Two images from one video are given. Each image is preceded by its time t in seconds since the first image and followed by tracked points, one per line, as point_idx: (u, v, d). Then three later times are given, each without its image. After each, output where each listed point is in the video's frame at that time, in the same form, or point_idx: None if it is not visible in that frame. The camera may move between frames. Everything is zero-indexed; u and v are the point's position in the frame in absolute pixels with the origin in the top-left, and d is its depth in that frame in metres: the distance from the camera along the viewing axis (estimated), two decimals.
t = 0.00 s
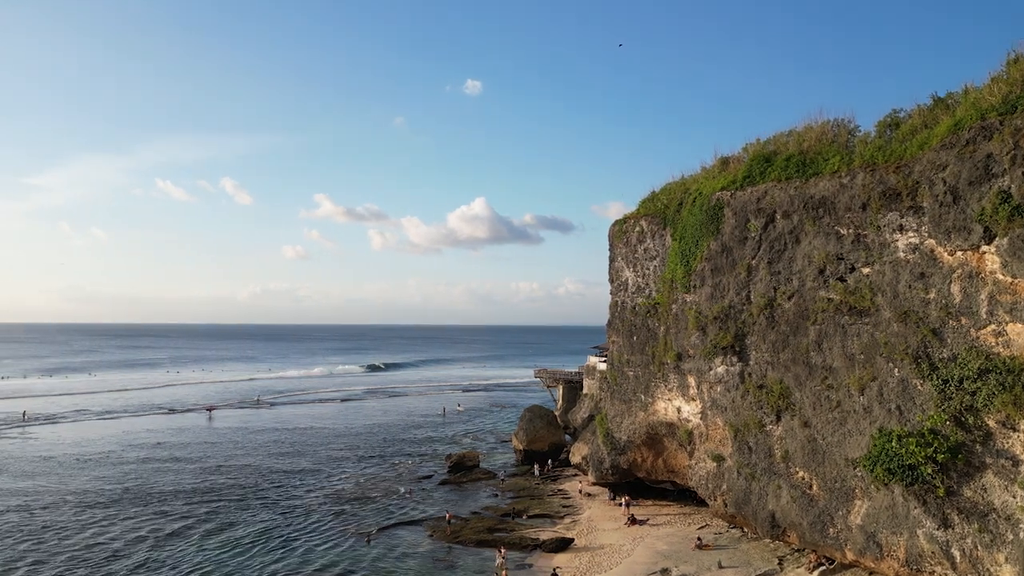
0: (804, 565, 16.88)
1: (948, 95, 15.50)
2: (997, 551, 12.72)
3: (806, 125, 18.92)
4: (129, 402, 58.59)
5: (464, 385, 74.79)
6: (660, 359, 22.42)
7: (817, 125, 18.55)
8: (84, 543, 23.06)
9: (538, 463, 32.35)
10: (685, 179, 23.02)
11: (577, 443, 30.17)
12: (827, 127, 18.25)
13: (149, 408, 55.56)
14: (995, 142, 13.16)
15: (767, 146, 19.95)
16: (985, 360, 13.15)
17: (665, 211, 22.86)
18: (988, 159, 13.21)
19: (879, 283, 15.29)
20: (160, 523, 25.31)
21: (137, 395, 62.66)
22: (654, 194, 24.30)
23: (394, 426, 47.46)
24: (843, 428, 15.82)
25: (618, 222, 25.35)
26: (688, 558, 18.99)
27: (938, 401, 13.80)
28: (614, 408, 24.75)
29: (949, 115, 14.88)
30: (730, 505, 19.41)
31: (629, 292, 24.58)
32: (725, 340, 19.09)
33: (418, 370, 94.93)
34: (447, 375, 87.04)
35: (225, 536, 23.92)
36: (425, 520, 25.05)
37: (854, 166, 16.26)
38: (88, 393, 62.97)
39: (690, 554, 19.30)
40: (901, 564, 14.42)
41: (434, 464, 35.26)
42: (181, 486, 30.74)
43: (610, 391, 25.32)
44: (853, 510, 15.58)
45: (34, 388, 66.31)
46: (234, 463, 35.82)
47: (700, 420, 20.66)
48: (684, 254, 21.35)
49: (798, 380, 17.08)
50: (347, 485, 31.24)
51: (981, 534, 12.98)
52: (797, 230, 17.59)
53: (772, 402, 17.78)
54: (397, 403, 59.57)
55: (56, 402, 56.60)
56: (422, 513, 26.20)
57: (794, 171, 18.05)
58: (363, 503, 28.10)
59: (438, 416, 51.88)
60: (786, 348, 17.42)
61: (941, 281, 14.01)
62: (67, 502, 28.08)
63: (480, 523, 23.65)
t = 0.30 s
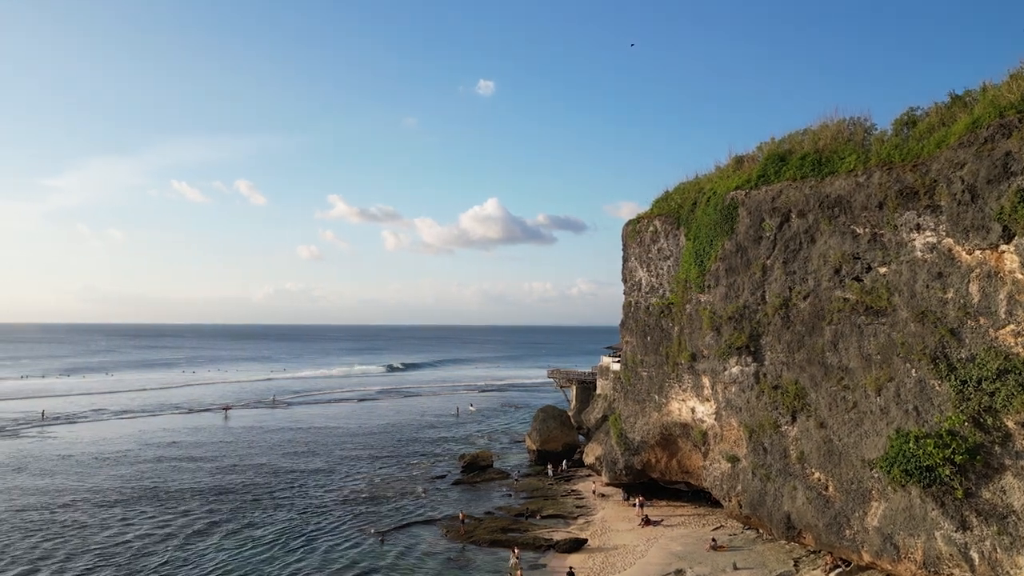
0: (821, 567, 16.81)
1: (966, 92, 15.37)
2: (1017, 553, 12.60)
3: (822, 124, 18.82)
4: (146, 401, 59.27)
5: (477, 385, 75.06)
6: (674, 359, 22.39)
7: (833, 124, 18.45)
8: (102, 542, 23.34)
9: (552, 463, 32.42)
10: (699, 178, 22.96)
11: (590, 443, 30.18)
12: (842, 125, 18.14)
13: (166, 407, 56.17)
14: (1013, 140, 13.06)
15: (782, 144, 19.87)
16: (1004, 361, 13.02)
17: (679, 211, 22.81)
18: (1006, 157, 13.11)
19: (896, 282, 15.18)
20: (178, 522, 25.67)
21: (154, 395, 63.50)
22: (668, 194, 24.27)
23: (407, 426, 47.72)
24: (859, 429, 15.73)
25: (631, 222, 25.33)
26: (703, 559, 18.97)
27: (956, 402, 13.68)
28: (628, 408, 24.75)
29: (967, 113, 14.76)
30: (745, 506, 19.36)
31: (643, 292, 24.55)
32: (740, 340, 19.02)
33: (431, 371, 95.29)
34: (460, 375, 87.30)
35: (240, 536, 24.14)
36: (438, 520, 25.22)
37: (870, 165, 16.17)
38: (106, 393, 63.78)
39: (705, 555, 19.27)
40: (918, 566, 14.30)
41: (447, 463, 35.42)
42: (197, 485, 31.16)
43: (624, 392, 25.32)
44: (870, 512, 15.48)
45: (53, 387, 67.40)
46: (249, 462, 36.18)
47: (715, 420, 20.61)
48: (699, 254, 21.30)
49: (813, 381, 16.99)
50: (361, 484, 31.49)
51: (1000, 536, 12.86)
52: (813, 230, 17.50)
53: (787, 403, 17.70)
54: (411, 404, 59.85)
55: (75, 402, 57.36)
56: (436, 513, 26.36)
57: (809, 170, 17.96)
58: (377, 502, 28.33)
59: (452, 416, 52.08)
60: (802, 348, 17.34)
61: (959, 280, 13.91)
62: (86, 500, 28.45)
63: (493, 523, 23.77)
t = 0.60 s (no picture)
0: (837, 569, 16.72)
1: (984, 90, 15.24)
2: None
3: (837, 122, 18.71)
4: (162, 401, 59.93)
5: (491, 385, 75.37)
6: (688, 359, 22.33)
7: (849, 122, 18.34)
8: (119, 540, 23.65)
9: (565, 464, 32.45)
10: (713, 178, 22.89)
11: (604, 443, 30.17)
12: (858, 124, 18.03)
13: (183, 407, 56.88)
14: None
15: (797, 144, 19.77)
16: None
17: (693, 210, 22.75)
18: None
19: (913, 282, 15.06)
20: (195, 520, 26.01)
21: (171, 395, 64.30)
22: (682, 194, 24.22)
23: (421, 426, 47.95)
24: (876, 430, 15.61)
25: (645, 222, 25.31)
26: (718, 561, 18.93)
27: (975, 404, 13.55)
28: (641, 409, 24.72)
29: (985, 111, 14.63)
30: (759, 507, 19.29)
31: (656, 292, 24.51)
32: (755, 340, 18.94)
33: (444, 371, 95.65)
34: (472, 376, 87.57)
35: (255, 535, 24.38)
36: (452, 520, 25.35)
37: (887, 164, 16.06)
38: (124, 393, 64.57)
39: (719, 557, 19.23)
40: (936, 569, 14.18)
41: (461, 463, 35.56)
42: (214, 484, 31.54)
43: (637, 392, 25.30)
44: (887, 514, 15.37)
45: (72, 387, 68.44)
46: (263, 461, 36.57)
47: (729, 421, 20.54)
48: (713, 254, 21.23)
49: (829, 382, 16.90)
50: (375, 484, 31.72)
51: (1020, 539, 12.72)
52: (828, 229, 17.39)
53: (802, 404, 17.62)
54: (424, 404, 60.12)
55: (94, 402, 58.13)
56: (449, 513, 26.51)
57: (825, 169, 17.85)
58: (391, 502, 28.54)
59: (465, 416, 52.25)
60: (817, 349, 17.25)
61: (977, 280, 13.79)
62: (104, 499, 28.87)
63: (506, 523, 23.86)
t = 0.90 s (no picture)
0: (853, 572, 16.61)
1: (1002, 87, 15.11)
2: None
3: (853, 121, 18.60)
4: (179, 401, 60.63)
5: (503, 385, 75.52)
6: (702, 360, 22.27)
7: (864, 121, 18.23)
8: (138, 539, 24.01)
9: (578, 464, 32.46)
10: (727, 177, 22.82)
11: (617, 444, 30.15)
12: (874, 122, 17.93)
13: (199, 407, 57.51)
14: None
15: (812, 143, 19.68)
16: None
17: (707, 210, 22.68)
18: None
19: (931, 282, 14.94)
20: (212, 519, 26.31)
21: (187, 395, 65.03)
22: (696, 193, 24.16)
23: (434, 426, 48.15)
24: (893, 432, 15.49)
25: (658, 222, 25.27)
26: (732, 562, 18.88)
27: (994, 405, 13.42)
28: (655, 409, 24.69)
29: (1004, 109, 14.53)
30: (774, 509, 19.21)
31: (670, 292, 24.46)
32: (769, 341, 18.85)
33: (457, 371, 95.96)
34: (485, 376, 87.81)
35: (272, 534, 24.63)
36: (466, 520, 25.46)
37: (903, 162, 15.95)
38: (142, 393, 65.36)
39: (734, 558, 19.17)
40: (954, 572, 14.05)
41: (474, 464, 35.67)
42: (230, 484, 31.89)
43: (651, 393, 25.27)
44: (904, 516, 15.25)
45: (91, 387, 69.38)
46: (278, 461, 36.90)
47: (744, 422, 20.47)
48: (727, 254, 21.16)
49: (845, 383, 16.81)
50: (389, 484, 31.92)
51: None
52: (844, 228, 17.29)
53: (818, 405, 17.52)
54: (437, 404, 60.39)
55: (111, 402, 58.89)
56: (463, 513, 26.62)
57: (840, 169, 17.75)
58: (405, 501, 28.71)
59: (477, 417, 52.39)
60: (833, 349, 17.15)
61: (996, 280, 13.68)
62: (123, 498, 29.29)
63: (520, 523, 23.94)
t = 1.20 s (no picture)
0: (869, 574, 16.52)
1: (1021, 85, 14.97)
2: None
3: (869, 119, 18.48)
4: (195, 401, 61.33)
5: (516, 386, 75.63)
6: (716, 360, 22.21)
7: (881, 119, 18.11)
8: (157, 538, 24.35)
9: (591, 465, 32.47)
10: (741, 177, 22.75)
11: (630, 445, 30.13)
12: (891, 120, 17.81)
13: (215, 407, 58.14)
14: None
15: (827, 141, 19.58)
16: None
17: (721, 210, 22.62)
18: None
19: (948, 281, 14.82)
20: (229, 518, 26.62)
21: (203, 394, 65.77)
22: (710, 193, 24.10)
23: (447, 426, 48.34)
24: (909, 433, 15.39)
25: (672, 221, 25.23)
26: (747, 563, 18.84)
27: (1012, 405, 13.28)
28: (669, 410, 24.66)
29: (1022, 106, 14.40)
30: (789, 510, 19.13)
31: (684, 292, 24.42)
32: (784, 341, 18.78)
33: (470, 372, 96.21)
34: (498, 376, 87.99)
35: (288, 533, 24.88)
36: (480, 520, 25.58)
37: (920, 161, 15.84)
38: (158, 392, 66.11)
39: (748, 559, 19.13)
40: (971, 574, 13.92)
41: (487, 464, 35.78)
42: (246, 483, 32.23)
43: (665, 393, 25.23)
44: (921, 518, 15.13)
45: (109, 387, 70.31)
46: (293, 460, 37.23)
47: (758, 422, 20.41)
48: (741, 254, 21.10)
49: (861, 383, 16.72)
50: (402, 483, 32.13)
51: None
52: (860, 228, 17.19)
53: (833, 405, 17.44)
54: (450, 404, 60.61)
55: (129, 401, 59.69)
56: (476, 513, 26.74)
57: (856, 167, 17.64)
58: (419, 501, 28.88)
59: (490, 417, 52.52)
60: (848, 350, 17.06)
61: (1014, 279, 13.56)
62: (142, 497, 29.72)
63: (533, 523, 24.02)
